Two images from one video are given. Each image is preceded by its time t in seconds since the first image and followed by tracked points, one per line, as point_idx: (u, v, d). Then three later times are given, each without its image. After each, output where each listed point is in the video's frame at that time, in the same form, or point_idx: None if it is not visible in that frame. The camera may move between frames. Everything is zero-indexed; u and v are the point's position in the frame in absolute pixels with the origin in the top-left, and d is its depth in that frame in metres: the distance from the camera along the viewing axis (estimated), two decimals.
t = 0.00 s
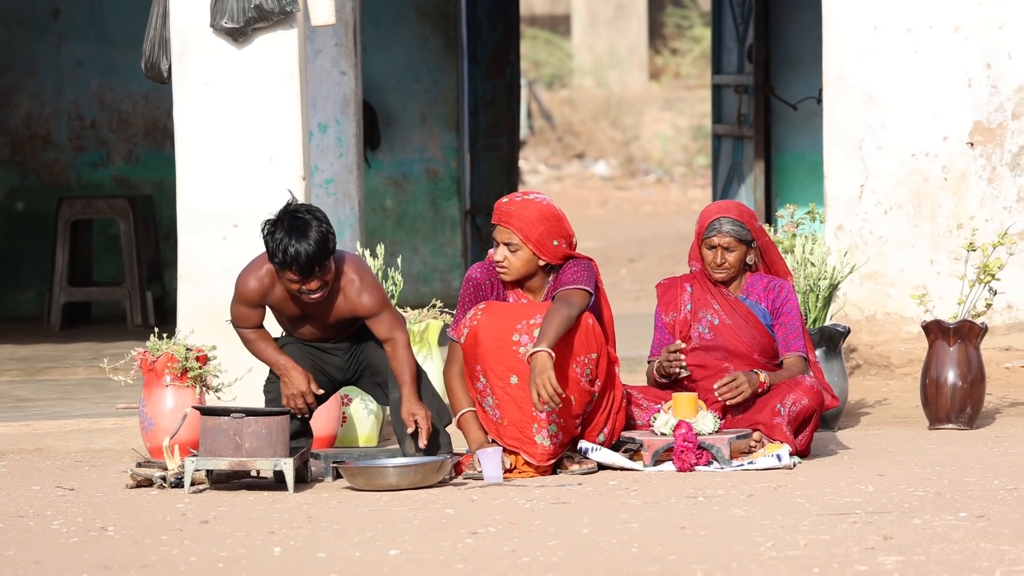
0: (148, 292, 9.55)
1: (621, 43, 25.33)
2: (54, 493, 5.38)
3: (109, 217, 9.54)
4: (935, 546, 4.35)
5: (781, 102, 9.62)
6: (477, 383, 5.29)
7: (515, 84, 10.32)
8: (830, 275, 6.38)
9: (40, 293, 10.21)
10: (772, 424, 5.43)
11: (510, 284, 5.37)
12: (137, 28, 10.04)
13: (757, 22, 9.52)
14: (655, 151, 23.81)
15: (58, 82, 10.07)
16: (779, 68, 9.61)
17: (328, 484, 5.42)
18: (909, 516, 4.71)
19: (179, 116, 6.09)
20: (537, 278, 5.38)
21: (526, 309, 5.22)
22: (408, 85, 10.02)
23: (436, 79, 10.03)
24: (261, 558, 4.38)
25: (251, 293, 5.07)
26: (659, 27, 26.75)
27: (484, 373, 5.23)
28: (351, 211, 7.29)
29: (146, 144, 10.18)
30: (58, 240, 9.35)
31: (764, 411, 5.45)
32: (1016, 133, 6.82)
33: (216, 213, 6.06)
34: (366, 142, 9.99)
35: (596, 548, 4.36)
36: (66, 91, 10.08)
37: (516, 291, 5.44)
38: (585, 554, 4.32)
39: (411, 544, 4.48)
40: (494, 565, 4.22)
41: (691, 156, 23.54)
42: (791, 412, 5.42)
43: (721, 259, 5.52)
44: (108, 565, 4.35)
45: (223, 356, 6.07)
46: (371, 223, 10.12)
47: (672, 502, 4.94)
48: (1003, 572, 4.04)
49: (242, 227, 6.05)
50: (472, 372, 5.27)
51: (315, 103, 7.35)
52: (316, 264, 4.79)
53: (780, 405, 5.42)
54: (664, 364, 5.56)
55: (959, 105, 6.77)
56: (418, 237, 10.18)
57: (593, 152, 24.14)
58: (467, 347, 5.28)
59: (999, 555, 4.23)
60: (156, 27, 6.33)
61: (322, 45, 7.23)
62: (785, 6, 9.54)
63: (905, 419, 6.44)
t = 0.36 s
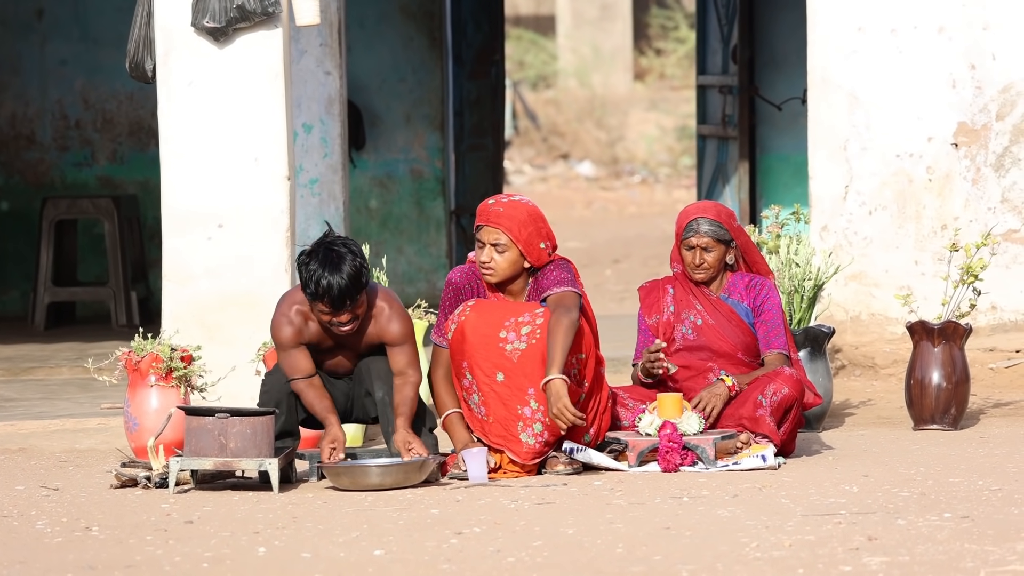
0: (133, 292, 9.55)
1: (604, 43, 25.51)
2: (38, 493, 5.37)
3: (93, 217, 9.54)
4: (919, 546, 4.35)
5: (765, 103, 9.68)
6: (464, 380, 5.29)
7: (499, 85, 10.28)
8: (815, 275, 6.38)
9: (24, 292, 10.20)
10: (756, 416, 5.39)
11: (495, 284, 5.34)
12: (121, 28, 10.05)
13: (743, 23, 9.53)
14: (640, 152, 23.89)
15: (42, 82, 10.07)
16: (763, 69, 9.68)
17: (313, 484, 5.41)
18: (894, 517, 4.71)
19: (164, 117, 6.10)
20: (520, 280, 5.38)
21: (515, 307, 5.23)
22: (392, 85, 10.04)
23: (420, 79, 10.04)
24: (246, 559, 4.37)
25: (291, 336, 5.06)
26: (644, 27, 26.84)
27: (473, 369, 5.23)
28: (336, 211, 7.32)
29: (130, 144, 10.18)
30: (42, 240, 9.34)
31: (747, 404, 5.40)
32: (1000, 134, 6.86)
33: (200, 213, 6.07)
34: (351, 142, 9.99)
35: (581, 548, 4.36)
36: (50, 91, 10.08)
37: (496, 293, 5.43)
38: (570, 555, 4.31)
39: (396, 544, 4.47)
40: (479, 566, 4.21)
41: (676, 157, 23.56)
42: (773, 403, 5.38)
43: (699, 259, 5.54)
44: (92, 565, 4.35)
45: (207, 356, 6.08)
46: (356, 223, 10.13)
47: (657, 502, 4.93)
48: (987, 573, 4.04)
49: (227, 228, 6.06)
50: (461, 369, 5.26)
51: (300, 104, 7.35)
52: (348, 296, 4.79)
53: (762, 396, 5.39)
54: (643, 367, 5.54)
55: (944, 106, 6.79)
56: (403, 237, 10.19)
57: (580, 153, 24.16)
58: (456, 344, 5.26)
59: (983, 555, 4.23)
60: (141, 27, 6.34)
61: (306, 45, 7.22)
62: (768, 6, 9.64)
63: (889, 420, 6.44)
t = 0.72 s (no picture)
0: (135, 290, 9.56)
1: (606, 42, 25.62)
2: (41, 490, 5.38)
3: (96, 215, 9.55)
4: (922, 545, 4.34)
5: (768, 101, 9.68)
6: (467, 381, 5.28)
7: (502, 82, 10.36)
8: (817, 273, 6.39)
9: (27, 290, 10.21)
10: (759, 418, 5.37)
11: (495, 284, 5.34)
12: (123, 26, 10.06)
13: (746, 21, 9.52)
14: (643, 150, 23.71)
15: (45, 80, 10.07)
16: (765, 67, 9.68)
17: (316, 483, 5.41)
18: (896, 515, 4.71)
19: (167, 115, 6.10)
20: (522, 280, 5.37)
21: (518, 308, 5.24)
22: (395, 83, 10.04)
23: (423, 77, 10.04)
24: (248, 556, 4.37)
25: (305, 309, 5.09)
26: (646, 26, 26.88)
27: (474, 370, 5.23)
28: (338, 208, 7.33)
29: (132, 142, 10.18)
30: (45, 238, 9.35)
31: (751, 406, 5.38)
32: (1003, 132, 6.84)
33: (203, 210, 6.07)
34: (354, 140, 10.00)
35: (583, 546, 4.36)
36: (53, 88, 10.09)
37: (496, 292, 5.43)
38: (572, 553, 4.31)
39: (398, 542, 4.47)
40: (481, 564, 4.21)
41: (679, 155, 23.56)
42: (777, 405, 5.36)
43: (702, 256, 5.53)
44: (95, 562, 4.35)
45: (210, 353, 6.09)
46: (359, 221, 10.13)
47: (659, 500, 4.93)
48: (989, 571, 4.04)
49: (229, 226, 6.06)
50: (462, 370, 5.26)
51: (302, 101, 7.34)
52: (388, 277, 4.79)
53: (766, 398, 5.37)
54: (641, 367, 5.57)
55: (947, 104, 6.79)
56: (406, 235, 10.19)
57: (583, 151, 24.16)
58: (458, 345, 5.27)
59: (986, 554, 4.22)
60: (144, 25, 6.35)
61: (309, 43, 7.23)
62: (770, 5, 9.65)
63: (892, 418, 6.44)
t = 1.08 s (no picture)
0: (139, 286, 9.57)
1: (611, 37, 25.52)
2: (45, 486, 5.38)
3: (100, 211, 9.55)
4: (926, 542, 4.34)
5: (772, 98, 9.68)
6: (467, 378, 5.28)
7: (506, 79, 10.32)
8: (822, 270, 6.40)
9: (31, 287, 10.22)
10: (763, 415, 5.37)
11: (500, 285, 5.33)
12: (128, 23, 10.06)
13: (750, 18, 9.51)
14: (647, 146, 23.76)
15: (49, 76, 10.07)
16: (769, 64, 9.69)
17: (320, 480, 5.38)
18: (901, 512, 4.70)
19: (171, 111, 6.10)
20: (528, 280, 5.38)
21: (518, 303, 5.23)
22: (400, 80, 10.05)
23: (427, 74, 10.05)
24: (253, 553, 4.37)
25: (331, 281, 5.11)
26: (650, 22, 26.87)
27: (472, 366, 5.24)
28: (343, 205, 7.42)
29: (137, 139, 10.18)
30: (49, 234, 9.35)
31: (754, 403, 5.37)
32: (1007, 129, 6.84)
33: (207, 208, 6.06)
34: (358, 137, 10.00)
35: (587, 543, 4.36)
36: (57, 85, 10.08)
37: (501, 292, 5.42)
38: (577, 550, 4.31)
39: (402, 539, 4.47)
40: (486, 561, 4.21)
41: (682, 152, 23.54)
42: (781, 402, 5.35)
43: (709, 251, 5.53)
44: (99, 559, 4.35)
45: (214, 350, 6.09)
46: (363, 218, 10.13)
47: (664, 497, 4.93)
48: (994, 568, 4.03)
49: (234, 222, 6.06)
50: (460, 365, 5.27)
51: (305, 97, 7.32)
52: (429, 258, 4.90)
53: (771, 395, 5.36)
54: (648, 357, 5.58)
55: (951, 101, 6.79)
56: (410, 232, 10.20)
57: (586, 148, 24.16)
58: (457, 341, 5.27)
59: (990, 551, 4.22)
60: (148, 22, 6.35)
61: (313, 40, 7.20)
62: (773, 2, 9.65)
63: (896, 415, 6.44)
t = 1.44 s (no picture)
0: (143, 285, 9.56)
1: (615, 37, 25.71)
2: (49, 485, 5.38)
3: (104, 210, 9.55)
4: (930, 540, 4.34)
5: (776, 97, 9.69)
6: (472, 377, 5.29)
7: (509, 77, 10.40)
8: (825, 269, 6.40)
9: (35, 286, 10.21)
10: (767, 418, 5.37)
11: (503, 284, 5.33)
12: (132, 21, 10.05)
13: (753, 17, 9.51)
14: (650, 145, 23.79)
15: (53, 74, 10.07)
16: (773, 62, 9.70)
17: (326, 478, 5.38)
18: (905, 511, 4.70)
19: (176, 110, 6.11)
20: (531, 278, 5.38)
21: (522, 301, 5.23)
22: (403, 78, 10.05)
23: (431, 73, 10.04)
24: (256, 551, 4.37)
25: (307, 283, 5.20)
26: (653, 21, 26.88)
27: (477, 365, 5.24)
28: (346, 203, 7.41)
29: (140, 137, 10.18)
30: (53, 232, 9.36)
31: (759, 407, 5.38)
32: (1012, 128, 6.83)
33: (212, 206, 6.07)
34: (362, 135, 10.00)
35: (591, 541, 4.36)
36: (61, 83, 10.09)
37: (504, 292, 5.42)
38: (580, 548, 4.31)
39: (406, 538, 4.47)
40: (489, 559, 4.21)
41: (685, 151, 23.53)
42: (786, 408, 5.36)
43: (714, 249, 5.54)
44: (103, 557, 4.35)
45: (218, 348, 6.09)
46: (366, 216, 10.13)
47: (667, 495, 4.93)
48: (998, 567, 4.03)
49: (238, 220, 6.06)
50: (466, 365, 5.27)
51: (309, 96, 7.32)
52: (382, 246, 4.93)
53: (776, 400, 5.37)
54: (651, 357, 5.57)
55: (955, 99, 6.79)
56: (413, 231, 10.21)
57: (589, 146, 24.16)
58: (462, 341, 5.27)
59: (994, 550, 4.22)
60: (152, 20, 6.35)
61: (317, 38, 7.22)
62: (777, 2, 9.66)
63: (900, 413, 6.43)
